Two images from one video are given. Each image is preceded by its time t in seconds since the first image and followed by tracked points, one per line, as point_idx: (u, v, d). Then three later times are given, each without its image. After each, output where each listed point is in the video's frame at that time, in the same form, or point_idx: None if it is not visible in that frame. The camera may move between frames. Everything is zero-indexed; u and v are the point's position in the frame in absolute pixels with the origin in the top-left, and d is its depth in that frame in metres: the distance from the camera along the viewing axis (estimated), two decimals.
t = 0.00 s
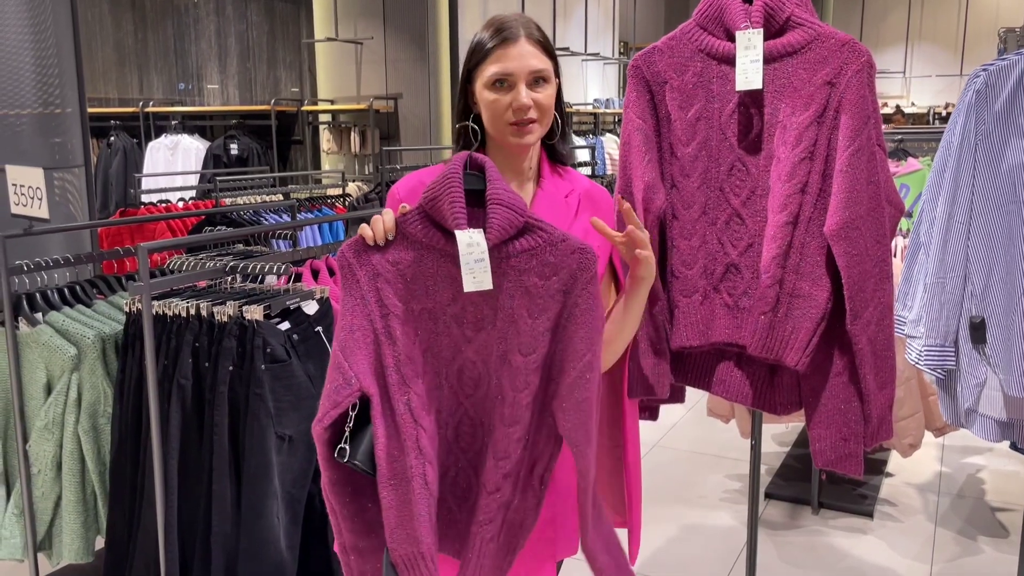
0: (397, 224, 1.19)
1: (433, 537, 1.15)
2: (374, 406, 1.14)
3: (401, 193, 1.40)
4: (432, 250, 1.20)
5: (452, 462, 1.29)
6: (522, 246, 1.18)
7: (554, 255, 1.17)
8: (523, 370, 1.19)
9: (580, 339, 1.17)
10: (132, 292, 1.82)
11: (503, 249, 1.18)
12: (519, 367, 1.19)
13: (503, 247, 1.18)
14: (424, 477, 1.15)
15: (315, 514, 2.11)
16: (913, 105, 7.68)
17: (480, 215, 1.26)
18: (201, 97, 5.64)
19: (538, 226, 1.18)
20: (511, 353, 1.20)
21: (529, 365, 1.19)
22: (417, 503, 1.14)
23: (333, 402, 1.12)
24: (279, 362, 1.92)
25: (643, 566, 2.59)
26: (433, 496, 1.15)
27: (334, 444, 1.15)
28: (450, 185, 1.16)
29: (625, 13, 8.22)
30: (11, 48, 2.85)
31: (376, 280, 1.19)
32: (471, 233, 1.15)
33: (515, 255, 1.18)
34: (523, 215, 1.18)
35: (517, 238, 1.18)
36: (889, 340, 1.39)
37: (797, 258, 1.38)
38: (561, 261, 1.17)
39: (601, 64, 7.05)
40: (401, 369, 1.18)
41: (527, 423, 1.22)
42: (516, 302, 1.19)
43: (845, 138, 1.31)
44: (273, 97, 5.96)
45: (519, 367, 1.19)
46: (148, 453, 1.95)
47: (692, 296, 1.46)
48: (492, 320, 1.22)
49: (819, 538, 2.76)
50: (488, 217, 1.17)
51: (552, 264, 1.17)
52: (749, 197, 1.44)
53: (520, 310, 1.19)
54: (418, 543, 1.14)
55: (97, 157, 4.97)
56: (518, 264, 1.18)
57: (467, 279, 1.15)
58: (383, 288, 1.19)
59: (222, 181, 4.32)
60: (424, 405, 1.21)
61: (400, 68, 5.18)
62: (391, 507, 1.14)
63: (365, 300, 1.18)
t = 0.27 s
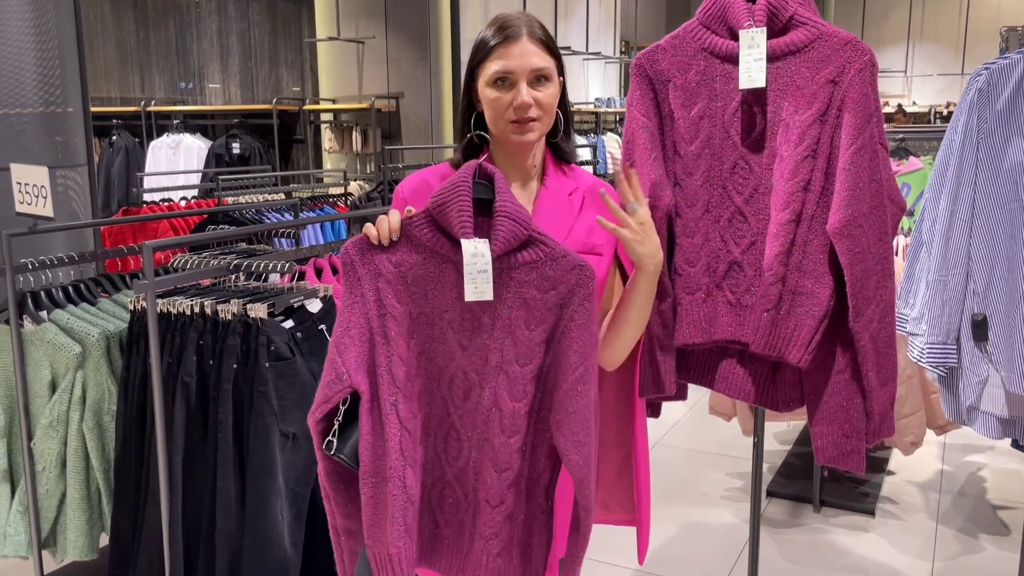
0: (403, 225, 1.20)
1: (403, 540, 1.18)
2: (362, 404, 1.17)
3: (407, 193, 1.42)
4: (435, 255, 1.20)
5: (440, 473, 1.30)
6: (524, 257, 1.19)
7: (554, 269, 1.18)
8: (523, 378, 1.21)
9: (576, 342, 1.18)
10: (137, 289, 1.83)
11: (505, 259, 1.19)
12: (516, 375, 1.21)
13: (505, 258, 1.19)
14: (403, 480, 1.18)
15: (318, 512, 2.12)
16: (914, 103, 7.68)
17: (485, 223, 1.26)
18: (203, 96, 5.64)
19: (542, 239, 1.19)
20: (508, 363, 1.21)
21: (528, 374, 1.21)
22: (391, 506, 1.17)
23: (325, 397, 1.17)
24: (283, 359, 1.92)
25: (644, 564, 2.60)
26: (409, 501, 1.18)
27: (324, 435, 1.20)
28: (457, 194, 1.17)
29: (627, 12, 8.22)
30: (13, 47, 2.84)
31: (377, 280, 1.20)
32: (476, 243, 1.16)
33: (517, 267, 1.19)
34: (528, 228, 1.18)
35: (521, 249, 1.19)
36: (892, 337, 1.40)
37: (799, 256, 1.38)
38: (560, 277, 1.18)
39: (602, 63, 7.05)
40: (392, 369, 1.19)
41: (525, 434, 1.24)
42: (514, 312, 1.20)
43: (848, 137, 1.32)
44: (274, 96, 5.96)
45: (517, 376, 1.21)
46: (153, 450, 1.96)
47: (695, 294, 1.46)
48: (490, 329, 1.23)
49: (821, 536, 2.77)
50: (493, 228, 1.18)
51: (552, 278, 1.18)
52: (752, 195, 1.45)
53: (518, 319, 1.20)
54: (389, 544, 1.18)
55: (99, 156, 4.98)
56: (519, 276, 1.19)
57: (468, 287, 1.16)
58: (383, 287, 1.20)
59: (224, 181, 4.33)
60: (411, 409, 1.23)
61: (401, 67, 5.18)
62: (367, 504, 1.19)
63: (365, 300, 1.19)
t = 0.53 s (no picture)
0: (404, 224, 1.21)
1: (422, 532, 1.19)
2: (372, 402, 1.17)
3: (414, 192, 1.40)
4: (437, 251, 1.21)
5: (453, 464, 1.31)
6: (526, 249, 1.20)
7: (555, 259, 1.19)
8: (529, 370, 1.22)
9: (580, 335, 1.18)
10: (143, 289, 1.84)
11: (506, 252, 1.20)
12: (522, 366, 1.22)
13: (506, 250, 1.20)
14: (417, 474, 1.18)
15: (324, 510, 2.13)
16: (915, 103, 7.69)
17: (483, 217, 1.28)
18: (205, 96, 5.64)
19: (540, 229, 1.20)
20: (515, 355, 1.23)
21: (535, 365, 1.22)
22: (408, 499, 1.18)
23: (334, 395, 1.16)
24: (289, 358, 1.93)
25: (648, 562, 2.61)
26: (425, 494, 1.19)
27: (333, 434, 1.20)
28: (455, 189, 1.18)
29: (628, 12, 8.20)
30: (14, 46, 2.83)
31: (382, 280, 1.21)
32: (475, 236, 1.17)
33: (519, 258, 1.20)
34: (527, 220, 1.19)
35: (522, 240, 1.20)
36: (897, 336, 1.41)
37: (806, 255, 1.39)
38: (562, 266, 1.20)
39: (603, 62, 7.05)
40: (399, 366, 1.20)
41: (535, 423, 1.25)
42: (518, 304, 1.21)
43: (854, 136, 1.33)
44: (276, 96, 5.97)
45: (524, 368, 1.22)
46: (160, 448, 1.97)
47: (702, 293, 1.47)
48: (493, 321, 1.24)
49: (824, 534, 2.77)
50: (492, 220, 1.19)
51: (554, 268, 1.20)
52: (758, 194, 1.46)
53: (522, 312, 1.21)
54: (409, 537, 1.19)
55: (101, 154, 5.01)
56: (521, 267, 1.21)
57: (469, 280, 1.17)
58: (388, 287, 1.21)
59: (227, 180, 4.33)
60: (423, 403, 1.23)
61: (403, 66, 5.18)
62: (382, 500, 1.19)
63: (370, 300, 1.20)
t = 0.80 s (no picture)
0: (411, 225, 1.21)
1: (431, 532, 1.19)
2: (382, 402, 1.18)
3: (417, 193, 1.40)
4: (445, 252, 1.22)
5: (458, 461, 1.31)
6: (532, 250, 1.21)
7: (561, 260, 1.20)
8: (535, 366, 1.23)
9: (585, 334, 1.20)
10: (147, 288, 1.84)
11: (514, 253, 1.20)
12: (528, 364, 1.23)
13: (514, 252, 1.20)
14: (427, 475, 1.19)
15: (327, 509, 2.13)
16: (915, 102, 7.69)
17: (493, 218, 1.29)
18: (206, 95, 5.64)
19: (547, 230, 1.21)
20: (520, 353, 1.23)
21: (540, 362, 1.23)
22: (418, 499, 1.18)
23: (344, 395, 1.16)
24: (293, 357, 1.94)
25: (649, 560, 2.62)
26: (435, 494, 1.20)
27: (341, 436, 1.20)
28: (464, 191, 1.18)
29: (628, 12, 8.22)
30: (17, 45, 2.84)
31: (389, 281, 1.21)
32: (487, 237, 1.17)
33: (525, 259, 1.21)
34: (535, 222, 1.20)
35: (528, 242, 1.21)
36: (900, 334, 1.41)
37: (809, 254, 1.39)
38: (568, 267, 1.20)
39: (604, 62, 7.06)
40: (409, 366, 1.20)
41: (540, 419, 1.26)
42: (524, 304, 1.22)
43: (857, 135, 1.33)
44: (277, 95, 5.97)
45: (530, 365, 1.23)
46: (163, 447, 1.97)
47: (705, 292, 1.48)
48: (502, 320, 1.25)
49: (825, 533, 2.78)
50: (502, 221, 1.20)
51: (559, 269, 1.21)
52: (761, 194, 1.46)
53: (528, 311, 1.22)
54: (418, 537, 1.19)
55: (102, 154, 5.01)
56: (528, 268, 1.21)
57: (482, 281, 1.17)
58: (396, 289, 1.21)
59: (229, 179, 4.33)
60: (432, 402, 1.23)
61: (404, 66, 5.18)
62: (393, 501, 1.19)
63: (379, 299, 1.20)
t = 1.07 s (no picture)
0: (410, 225, 1.21)
1: (438, 532, 1.20)
2: (385, 403, 1.17)
3: (413, 190, 1.40)
4: (445, 252, 1.22)
5: (457, 461, 1.30)
6: (530, 249, 1.21)
7: (559, 258, 1.21)
8: (535, 364, 1.23)
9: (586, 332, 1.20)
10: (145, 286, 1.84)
11: (513, 253, 1.21)
12: (528, 362, 1.23)
13: (513, 252, 1.21)
14: (432, 474, 1.18)
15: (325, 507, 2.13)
16: (914, 100, 7.70)
17: (494, 218, 1.30)
18: (204, 94, 5.64)
19: (544, 229, 1.21)
20: (520, 350, 1.23)
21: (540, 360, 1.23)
22: (424, 500, 1.18)
23: (347, 397, 1.14)
24: (291, 355, 1.93)
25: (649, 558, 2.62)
26: (441, 493, 1.19)
27: (345, 439, 1.18)
28: (465, 190, 1.19)
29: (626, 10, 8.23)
30: (15, 43, 2.83)
31: (390, 280, 1.20)
32: (489, 237, 1.17)
33: (524, 259, 1.21)
34: (533, 221, 1.21)
35: (526, 241, 1.21)
36: (898, 331, 1.41)
37: (807, 251, 1.39)
38: (565, 265, 1.21)
39: (602, 60, 7.05)
40: (412, 367, 1.19)
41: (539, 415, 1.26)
42: (523, 303, 1.22)
43: (855, 132, 1.33)
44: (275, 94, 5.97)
45: (530, 362, 1.23)
46: (161, 446, 1.97)
47: (703, 289, 1.47)
48: (502, 319, 1.24)
49: (824, 531, 2.78)
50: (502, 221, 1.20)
51: (557, 268, 1.21)
52: (759, 191, 1.46)
53: (527, 309, 1.22)
54: (425, 538, 1.19)
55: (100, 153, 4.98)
56: (526, 267, 1.21)
57: (486, 281, 1.17)
58: (396, 289, 1.20)
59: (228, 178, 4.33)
60: (434, 402, 1.23)
61: (403, 64, 5.18)
62: (399, 502, 1.19)
63: (379, 299, 1.19)
